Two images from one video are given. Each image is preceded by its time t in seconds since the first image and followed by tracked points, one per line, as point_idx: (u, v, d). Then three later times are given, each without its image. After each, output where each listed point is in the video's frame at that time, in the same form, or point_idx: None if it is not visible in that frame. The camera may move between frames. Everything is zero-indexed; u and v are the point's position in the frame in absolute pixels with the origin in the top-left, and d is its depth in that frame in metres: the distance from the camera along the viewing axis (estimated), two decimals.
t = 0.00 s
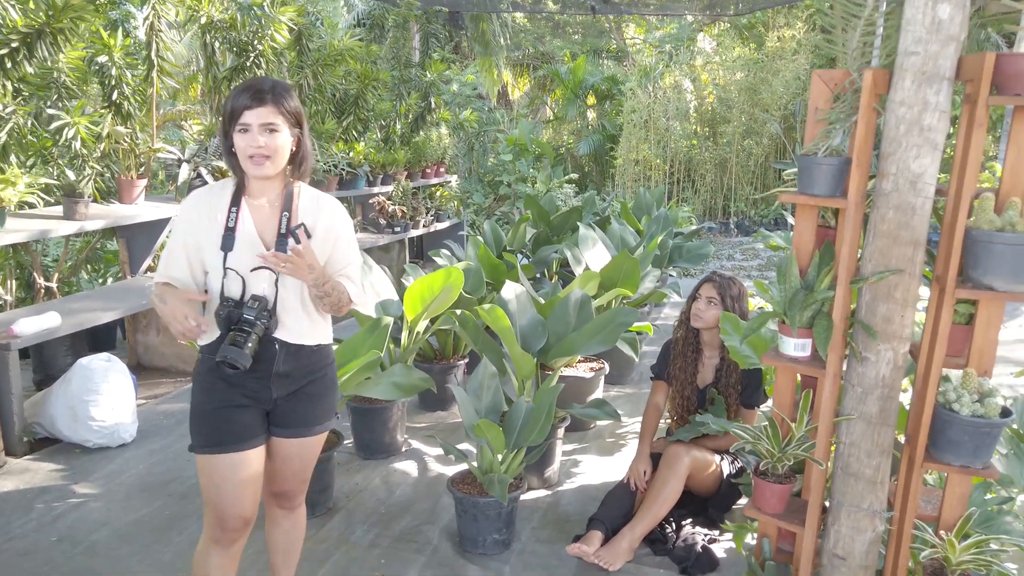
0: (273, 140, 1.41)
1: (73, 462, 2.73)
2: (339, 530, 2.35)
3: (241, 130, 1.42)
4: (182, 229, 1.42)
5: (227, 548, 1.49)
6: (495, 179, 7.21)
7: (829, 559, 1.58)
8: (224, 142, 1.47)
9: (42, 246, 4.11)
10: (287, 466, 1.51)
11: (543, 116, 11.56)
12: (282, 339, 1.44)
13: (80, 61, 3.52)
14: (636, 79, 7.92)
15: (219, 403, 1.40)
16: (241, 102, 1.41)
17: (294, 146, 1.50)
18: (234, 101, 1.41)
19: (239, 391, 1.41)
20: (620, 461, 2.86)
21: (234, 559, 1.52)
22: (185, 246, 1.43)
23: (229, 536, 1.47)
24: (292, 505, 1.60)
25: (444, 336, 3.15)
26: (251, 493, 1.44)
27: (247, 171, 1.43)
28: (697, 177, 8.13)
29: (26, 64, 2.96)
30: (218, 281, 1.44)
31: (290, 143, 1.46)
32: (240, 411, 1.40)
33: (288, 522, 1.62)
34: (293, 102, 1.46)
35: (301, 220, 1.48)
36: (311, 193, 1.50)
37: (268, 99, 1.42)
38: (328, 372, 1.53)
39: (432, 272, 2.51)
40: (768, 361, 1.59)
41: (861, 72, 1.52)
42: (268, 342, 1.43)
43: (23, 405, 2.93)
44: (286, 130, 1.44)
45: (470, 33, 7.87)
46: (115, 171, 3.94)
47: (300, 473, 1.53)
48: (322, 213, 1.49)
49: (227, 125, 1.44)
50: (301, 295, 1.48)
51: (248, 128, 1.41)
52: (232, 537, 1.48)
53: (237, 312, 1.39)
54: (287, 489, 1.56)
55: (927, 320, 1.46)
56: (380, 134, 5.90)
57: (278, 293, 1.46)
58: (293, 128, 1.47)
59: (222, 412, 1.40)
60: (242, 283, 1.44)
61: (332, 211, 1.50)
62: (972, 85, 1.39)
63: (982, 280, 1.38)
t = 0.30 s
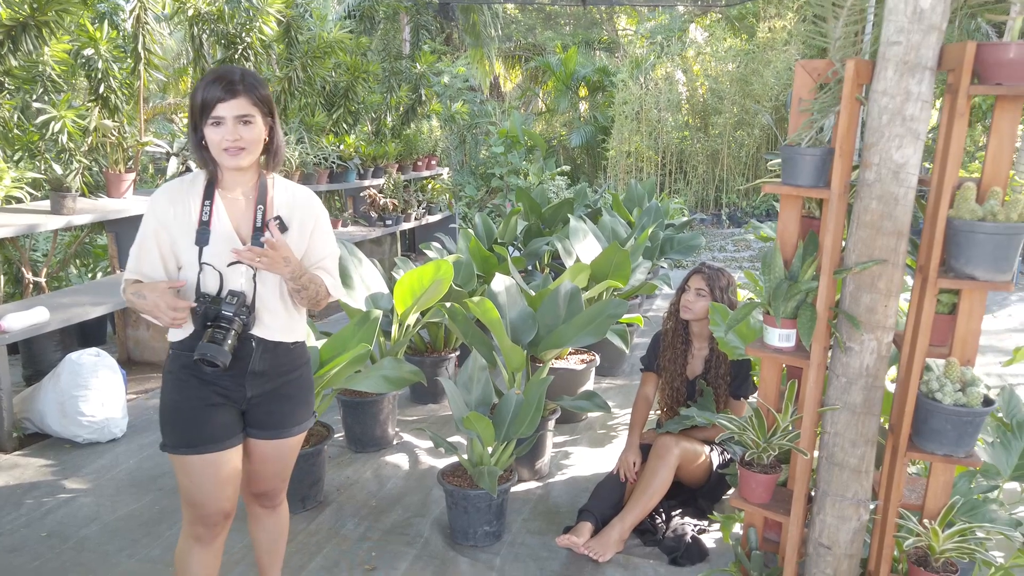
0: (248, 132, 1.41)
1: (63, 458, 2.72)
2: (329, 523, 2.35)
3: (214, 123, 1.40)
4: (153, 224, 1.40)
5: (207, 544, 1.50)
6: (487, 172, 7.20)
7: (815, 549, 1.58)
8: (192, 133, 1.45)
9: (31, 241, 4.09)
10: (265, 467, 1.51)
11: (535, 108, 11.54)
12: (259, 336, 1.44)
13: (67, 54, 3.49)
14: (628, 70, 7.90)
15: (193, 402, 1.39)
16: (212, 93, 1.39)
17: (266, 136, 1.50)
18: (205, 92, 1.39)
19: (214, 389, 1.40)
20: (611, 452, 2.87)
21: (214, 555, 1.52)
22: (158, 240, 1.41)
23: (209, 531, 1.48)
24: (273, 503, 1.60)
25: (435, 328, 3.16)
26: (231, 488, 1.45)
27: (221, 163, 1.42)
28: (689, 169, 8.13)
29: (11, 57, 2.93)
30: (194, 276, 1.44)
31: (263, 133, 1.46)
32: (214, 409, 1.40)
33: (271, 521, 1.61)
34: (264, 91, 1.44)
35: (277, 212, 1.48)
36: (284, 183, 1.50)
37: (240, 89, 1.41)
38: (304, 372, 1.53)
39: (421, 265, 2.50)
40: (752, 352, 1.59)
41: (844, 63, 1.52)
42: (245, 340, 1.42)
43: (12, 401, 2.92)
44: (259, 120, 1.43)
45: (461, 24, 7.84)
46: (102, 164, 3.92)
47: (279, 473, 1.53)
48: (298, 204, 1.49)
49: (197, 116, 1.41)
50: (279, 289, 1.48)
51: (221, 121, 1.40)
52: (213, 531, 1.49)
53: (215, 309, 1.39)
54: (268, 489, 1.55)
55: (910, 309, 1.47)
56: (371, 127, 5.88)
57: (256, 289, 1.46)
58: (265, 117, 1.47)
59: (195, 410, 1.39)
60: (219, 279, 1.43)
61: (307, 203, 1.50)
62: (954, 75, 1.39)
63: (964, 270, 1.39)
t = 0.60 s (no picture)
0: (235, 130, 1.41)
1: (63, 457, 2.72)
2: (329, 523, 2.36)
3: (201, 123, 1.40)
4: (141, 228, 1.40)
5: (199, 546, 1.52)
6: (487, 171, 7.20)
7: (814, 549, 1.59)
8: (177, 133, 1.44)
9: (31, 240, 4.09)
10: (258, 475, 1.52)
11: (535, 107, 11.54)
12: (251, 340, 1.45)
13: (67, 53, 3.49)
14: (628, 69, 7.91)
15: (182, 408, 1.39)
16: (198, 92, 1.39)
17: (254, 136, 1.50)
18: (191, 91, 1.38)
19: (204, 395, 1.41)
20: (610, 452, 2.88)
21: (207, 556, 1.54)
22: (146, 245, 1.41)
23: (201, 532, 1.50)
24: (270, 509, 1.60)
25: (435, 328, 3.16)
26: (220, 492, 1.47)
27: (210, 163, 1.42)
28: (688, 168, 8.14)
29: (12, 56, 2.93)
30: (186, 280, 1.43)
31: (251, 132, 1.46)
32: (204, 416, 1.40)
33: (268, 526, 1.62)
34: (250, 89, 1.44)
35: (268, 213, 1.48)
36: (274, 182, 1.50)
37: (226, 87, 1.40)
38: (294, 378, 1.53)
39: (421, 265, 2.51)
40: (752, 353, 1.60)
41: (843, 64, 1.53)
42: (238, 344, 1.43)
43: (13, 400, 2.92)
44: (246, 119, 1.43)
45: (461, 23, 7.84)
46: (102, 164, 3.92)
47: (273, 480, 1.53)
48: (289, 205, 1.50)
49: (184, 116, 1.41)
50: (273, 293, 1.49)
51: (208, 119, 1.40)
52: (204, 533, 1.50)
53: (209, 313, 1.39)
54: (262, 495, 1.55)
55: (909, 310, 1.47)
56: (371, 126, 5.89)
57: (250, 292, 1.46)
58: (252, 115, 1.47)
59: (184, 416, 1.39)
60: (212, 282, 1.44)
61: (297, 204, 1.51)
62: (952, 77, 1.40)
63: (963, 271, 1.40)
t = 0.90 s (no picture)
0: (229, 128, 1.41)
1: (67, 457, 2.73)
2: (332, 523, 2.36)
3: (194, 119, 1.40)
4: (137, 229, 1.40)
5: (198, 549, 1.52)
6: (489, 171, 7.21)
7: (818, 550, 1.59)
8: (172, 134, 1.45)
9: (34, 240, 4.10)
10: (257, 479, 1.52)
11: (536, 107, 11.55)
12: (248, 345, 1.44)
13: (70, 53, 3.50)
14: (629, 70, 7.93)
15: (178, 413, 1.40)
16: (192, 90, 1.39)
17: (250, 136, 1.50)
18: (185, 89, 1.39)
19: (199, 400, 1.41)
20: (613, 453, 2.88)
21: (206, 559, 1.55)
22: (142, 246, 1.41)
23: (200, 535, 1.50)
24: (271, 513, 1.61)
25: (438, 329, 3.17)
26: (218, 496, 1.48)
27: (203, 161, 1.42)
28: (690, 169, 8.14)
29: (15, 57, 2.93)
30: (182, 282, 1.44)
31: (246, 131, 1.46)
32: (200, 421, 1.41)
33: (270, 529, 1.62)
34: (245, 88, 1.45)
35: (264, 215, 1.48)
36: (271, 184, 1.50)
37: (220, 84, 1.40)
38: (292, 385, 1.53)
39: (425, 265, 2.50)
40: (756, 354, 1.60)
41: (848, 66, 1.53)
42: (234, 350, 1.43)
43: (16, 400, 2.93)
44: (240, 116, 1.43)
45: (463, 24, 7.84)
46: (106, 164, 3.92)
47: (272, 485, 1.53)
48: (285, 207, 1.49)
49: (177, 114, 1.41)
50: (270, 298, 1.48)
51: (202, 117, 1.40)
52: (203, 536, 1.51)
53: (204, 317, 1.39)
54: (262, 499, 1.56)
55: (913, 312, 1.48)
56: (373, 127, 5.90)
57: (246, 296, 1.46)
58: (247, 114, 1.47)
59: (180, 421, 1.39)
60: (208, 286, 1.44)
61: (295, 206, 1.50)
62: (957, 80, 1.40)
63: (968, 274, 1.40)
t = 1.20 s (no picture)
0: (234, 124, 1.41)
1: (71, 456, 2.73)
2: (336, 523, 2.36)
3: (202, 113, 1.40)
4: (134, 230, 1.40)
5: (201, 551, 1.53)
6: (490, 171, 7.20)
7: (824, 551, 1.59)
8: (174, 130, 1.45)
9: (37, 240, 4.11)
10: (260, 480, 1.52)
11: (538, 107, 11.54)
12: (248, 347, 1.45)
13: (74, 52, 3.50)
14: (632, 70, 7.93)
15: (179, 416, 1.40)
16: (201, 85, 1.40)
17: (252, 139, 1.51)
18: (194, 85, 1.40)
19: (201, 403, 1.41)
20: (616, 453, 2.89)
21: (210, 560, 1.55)
22: (140, 248, 1.41)
23: (203, 537, 1.51)
24: (276, 514, 1.61)
25: (441, 329, 3.17)
26: (219, 497, 1.48)
27: (204, 154, 1.41)
28: (692, 169, 8.13)
29: (20, 57, 2.93)
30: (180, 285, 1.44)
31: (250, 133, 1.46)
32: (202, 424, 1.41)
33: (274, 529, 1.63)
34: (253, 92, 1.46)
35: (263, 215, 1.48)
36: (269, 186, 1.50)
37: (230, 83, 1.41)
38: (293, 386, 1.53)
39: (428, 265, 2.50)
40: (762, 355, 1.60)
41: (855, 67, 1.54)
42: (235, 351, 1.43)
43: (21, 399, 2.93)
44: (247, 116, 1.44)
45: (465, 23, 7.84)
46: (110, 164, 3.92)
47: (276, 487, 1.54)
48: (284, 207, 1.49)
49: (184, 108, 1.41)
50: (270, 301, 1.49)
51: (209, 110, 1.39)
52: (206, 538, 1.51)
53: (204, 320, 1.38)
54: (265, 500, 1.56)
55: (920, 314, 1.48)
56: (376, 127, 5.90)
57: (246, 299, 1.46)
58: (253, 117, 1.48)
59: (181, 424, 1.39)
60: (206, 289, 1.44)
61: (293, 207, 1.50)
62: (965, 80, 1.40)
63: (975, 274, 1.40)
